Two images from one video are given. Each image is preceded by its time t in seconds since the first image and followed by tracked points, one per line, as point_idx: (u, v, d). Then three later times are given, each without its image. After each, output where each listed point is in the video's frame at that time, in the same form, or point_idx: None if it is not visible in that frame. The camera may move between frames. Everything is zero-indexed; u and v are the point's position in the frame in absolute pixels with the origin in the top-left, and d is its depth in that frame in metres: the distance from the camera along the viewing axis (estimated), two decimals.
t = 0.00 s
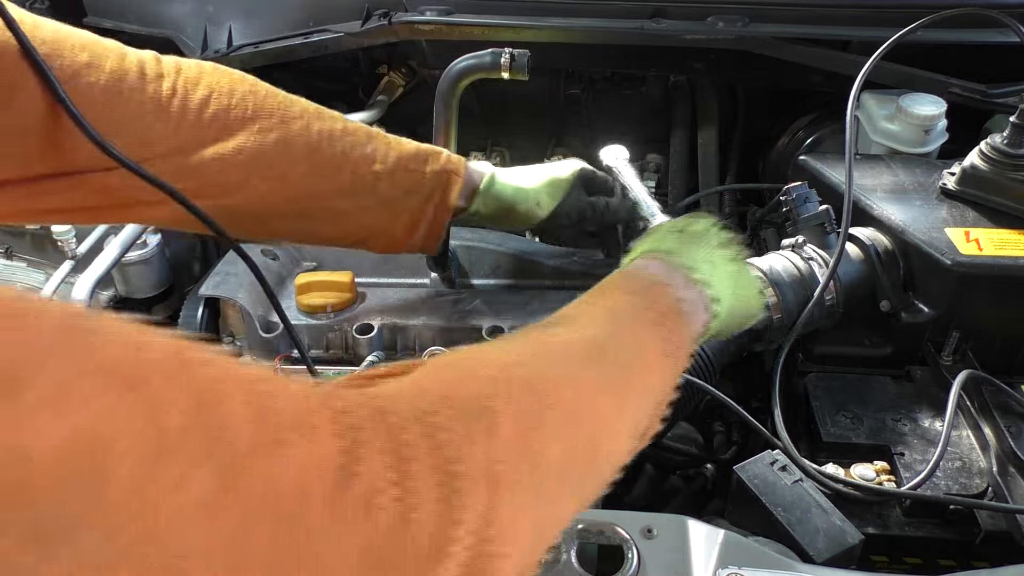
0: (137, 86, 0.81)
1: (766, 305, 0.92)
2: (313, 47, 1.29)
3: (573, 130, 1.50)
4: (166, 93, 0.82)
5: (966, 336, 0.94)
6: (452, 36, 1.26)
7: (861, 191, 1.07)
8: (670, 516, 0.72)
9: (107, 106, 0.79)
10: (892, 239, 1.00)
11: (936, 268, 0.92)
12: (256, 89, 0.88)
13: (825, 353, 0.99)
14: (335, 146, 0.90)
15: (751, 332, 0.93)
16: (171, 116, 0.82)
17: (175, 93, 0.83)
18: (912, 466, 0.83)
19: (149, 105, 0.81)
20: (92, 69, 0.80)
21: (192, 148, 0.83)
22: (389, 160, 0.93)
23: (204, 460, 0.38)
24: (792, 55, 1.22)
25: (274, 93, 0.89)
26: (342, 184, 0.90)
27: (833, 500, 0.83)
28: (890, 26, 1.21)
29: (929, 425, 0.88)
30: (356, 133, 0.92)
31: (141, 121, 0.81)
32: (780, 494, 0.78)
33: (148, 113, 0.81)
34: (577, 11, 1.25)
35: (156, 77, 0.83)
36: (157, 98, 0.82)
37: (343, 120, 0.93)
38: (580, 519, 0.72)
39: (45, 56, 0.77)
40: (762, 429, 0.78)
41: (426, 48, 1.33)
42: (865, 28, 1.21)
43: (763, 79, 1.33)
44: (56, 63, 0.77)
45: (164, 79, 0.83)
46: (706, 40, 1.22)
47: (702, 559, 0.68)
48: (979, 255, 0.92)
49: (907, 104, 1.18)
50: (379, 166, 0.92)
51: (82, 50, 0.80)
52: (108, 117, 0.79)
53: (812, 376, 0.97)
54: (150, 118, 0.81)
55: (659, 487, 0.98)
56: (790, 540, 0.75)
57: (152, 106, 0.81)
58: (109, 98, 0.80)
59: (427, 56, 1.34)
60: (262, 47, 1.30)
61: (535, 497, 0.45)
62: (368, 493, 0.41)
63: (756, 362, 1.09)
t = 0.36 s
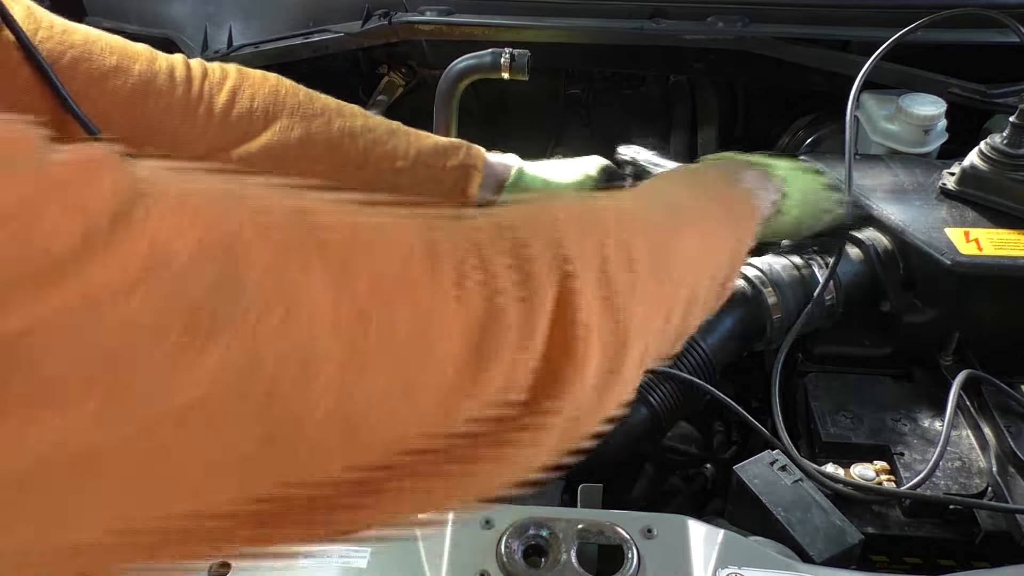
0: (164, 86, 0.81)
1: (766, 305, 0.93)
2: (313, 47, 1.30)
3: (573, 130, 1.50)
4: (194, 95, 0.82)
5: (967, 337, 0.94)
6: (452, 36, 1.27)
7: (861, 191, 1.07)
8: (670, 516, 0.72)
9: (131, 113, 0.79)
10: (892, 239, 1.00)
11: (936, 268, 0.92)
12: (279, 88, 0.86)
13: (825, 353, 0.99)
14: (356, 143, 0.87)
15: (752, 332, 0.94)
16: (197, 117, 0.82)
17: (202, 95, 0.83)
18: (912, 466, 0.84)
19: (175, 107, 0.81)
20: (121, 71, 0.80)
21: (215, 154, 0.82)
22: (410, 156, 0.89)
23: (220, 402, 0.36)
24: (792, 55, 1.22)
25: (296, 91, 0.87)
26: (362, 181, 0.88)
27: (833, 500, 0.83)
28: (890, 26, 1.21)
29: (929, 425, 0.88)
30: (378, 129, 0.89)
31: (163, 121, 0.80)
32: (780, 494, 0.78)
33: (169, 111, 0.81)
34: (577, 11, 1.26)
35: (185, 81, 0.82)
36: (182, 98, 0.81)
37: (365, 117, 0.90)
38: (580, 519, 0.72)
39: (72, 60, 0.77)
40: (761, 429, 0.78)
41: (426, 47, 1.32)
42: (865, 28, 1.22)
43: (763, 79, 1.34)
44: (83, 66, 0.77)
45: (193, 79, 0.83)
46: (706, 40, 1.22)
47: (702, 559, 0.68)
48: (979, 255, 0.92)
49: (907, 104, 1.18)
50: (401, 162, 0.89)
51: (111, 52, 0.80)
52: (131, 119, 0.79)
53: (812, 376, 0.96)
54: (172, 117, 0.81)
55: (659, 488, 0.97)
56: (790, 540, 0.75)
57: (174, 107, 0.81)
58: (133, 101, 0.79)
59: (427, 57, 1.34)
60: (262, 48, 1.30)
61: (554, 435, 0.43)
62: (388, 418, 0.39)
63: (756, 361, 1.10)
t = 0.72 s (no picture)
0: (171, 85, 0.76)
1: (766, 305, 0.93)
2: (313, 47, 1.29)
3: (573, 130, 1.49)
4: (201, 93, 0.78)
5: (966, 335, 0.94)
6: (452, 36, 1.26)
7: (861, 191, 1.08)
8: (670, 516, 0.72)
9: (131, 112, 0.74)
10: (892, 239, 1.00)
11: (936, 268, 0.93)
12: (280, 85, 0.83)
13: (825, 353, 0.99)
14: (356, 141, 0.85)
15: (751, 332, 0.94)
16: (204, 117, 0.77)
17: (208, 95, 0.78)
18: (912, 466, 0.84)
19: (183, 107, 0.76)
20: (125, 68, 0.74)
21: (219, 154, 0.79)
22: (410, 158, 0.88)
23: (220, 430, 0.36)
24: (792, 55, 1.22)
25: (297, 88, 0.84)
26: (363, 181, 0.86)
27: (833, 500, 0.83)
28: (890, 26, 1.21)
29: (929, 425, 0.88)
30: (379, 127, 0.87)
31: (173, 123, 0.76)
32: (781, 494, 0.78)
33: (178, 112, 0.76)
34: (577, 11, 1.26)
35: (187, 78, 0.78)
36: (189, 97, 0.77)
37: (365, 114, 0.87)
38: (580, 519, 0.72)
39: (75, 57, 0.70)
40: (762, 429, 0.78)
41: (426, 47, 1.34)
42: (865, 28, 1.22)
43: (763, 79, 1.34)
44: (84, 63, 0.71)
45: (196, 76, 0.79)
46: (707, 40, 1.22)
47: (702, 559, 0.69)
48: (979, 255, 0.92)
49: (907, 104, 1.18)
50: (402, 161, 0.88)
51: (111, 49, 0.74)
52: (138, 120, 0.74)
53: (812, 376, 0.96)
54: (178, 117, 0.76)
55: (658, 487, 0.97)
56: (791, 540, 0.75)
57: (183, 107, 0.76)
58: (136, 101, 0.74)
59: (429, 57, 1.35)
60: (261, 47, 1.30)
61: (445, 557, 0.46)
62: None
63: (756, 361, 1.10)
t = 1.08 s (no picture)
0: (169, 87, 0.73)
1: (766, 306, 0.94)
2: (313, 47, 1.29)
3: (573, 131, 1.48)
4: (199, 95, 0.75)
5: (966, 336, 0.94)
6: (452, 36, 1.26)
7: (861, 191, 1.08)
8: (670, 516, 0.72)
9: (132, 113, 0.72)
10: (892, 239, 1.00)
11: (936, 268, 0.93)
12: (280, 86, 0.79)
13: (825, 353, 0.99)
14: (358, 142, 0.82)
15: (751, 333, 0.94)
16: (204, 118, 0.75)
17: (207, 96, 0.76)
18: (912, 465, 0.84)
19: (183, 109, 0.74)
20: (122, 69, 0.72)
21: (219, 155, 0.76)
22: (413, 159, 0.85)
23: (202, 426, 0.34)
24: (793, 55, 1.22)
25: (297, 88, 0.81)
26: (365, 183, 0.83)
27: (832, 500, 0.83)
28: (890, 26, 1.21)
29: (929, 425, 0.88)
30: (380, 127, 0.84)
31: (172, 125, 0.73)
32: (781, 495, 0.78)
33: (177, 114, 0.74)
34: (578, 11, 1.26)
35: (186, 80, 0.75)
36: (189, 99, 0.74)
37: (365, 115, 0.85)
38: (580, 519, 0.72)
39: (74, 59, 0.68)
40: (762, 429, 0.78)
41: (426, 47, 1.35)
42: (865, 28, 1.22)
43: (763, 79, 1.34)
44: (83, 65, 0.69)
45: (196, 78, 0.76)
46: (707, 40, 1.21)
47: (701, 559, 0.69)
48: (979, 255, 0.92)
49: (907, 104, 1.18)
50: (404, 162, 0.85)
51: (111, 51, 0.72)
52: (135, 122, 0.72)
53: (812, 376, 0.96)
54: (176, 118, 0.73)
55: (658, 486, 0.97)
56: (791, 540, 0.75)
57: (182, 110, 0.74)
58: (135, 103, 0.72)
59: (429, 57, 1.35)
60: (261, 47, 1.30)
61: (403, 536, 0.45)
62: None
63: (756, 361, 1.10)
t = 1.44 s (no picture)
0: (171, 88, 0.73)
1: (766, 306, 0.94)
2: (313, 47, 1.29)
3: (573, 131, 1.48)
4: (200, 95, 0.75)
5: (966, 335, 0.94)
6: (452, 36, 1.26)
7: (861, 191, 1.08)
8: (669, 516, 0.72)
9: (133, 115, 0.71)
10: (892, 239, 1.00)
11: (936, 268, 0.93)
12: (283, 84, 0.79)
13: (825, 353, 0.98)
14: (360, 141, 0.82)
15: (751, 333, 0.94)
16: (204, 118, 0.75)
17: (208, 97, 0.75)
18: (912, 466, 0.84)
19: (183, 109, 0.73)
20: (125, 70, 0.71)
21: (220, 156, 0.76)
22: (414, 157, 0.85)
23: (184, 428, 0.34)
24: (793, 55, 1.22)
25: (299, 86, 0.81)
26: (367, 182, 0.84)
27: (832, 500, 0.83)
28: (890, 27, 1.21)
29: (929, 425, 0.88)
30: (383, 126, 0.84)
31: (172, 126, 0.73)
32: (781, 495, 0.78)
33: (177, 115, 0.73)
34: (577, 11, 1.25)
35: (188, 80, 0.75)
36: (189, 99, 0.74)
37: (367, 114, 0.85)
38: (580, 519, 0.72)
39: (75, 61, 0.68)
40: (762, 429, 0.78)
41: (426, 47, 1.35)
42: (865, 28, 1.22)
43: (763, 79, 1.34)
44: (85, 67, 0.68)
45: (196, 78, 0.75)
46: (707, 40, 1.21)
47: (701, 558, 0.69)
48: (979, 255, 0.92)
49: (907, 104, 1.18)
50: (406, 161, 0.85)
51: (113, 52, 0.71)
52: (136, 124, 0.71)
53: (812, 375, 0.96)
54: (176, 119, 0.73)
55: (659, 486, 0.96)
56: (790, 540, 0.74)
57: (182, 110, 0.73)
58: (137, 104, 0.71)
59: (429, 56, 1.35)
60: (261, 47, 1.30)
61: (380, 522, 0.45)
62: None
63: (756, 361, 1.10)
